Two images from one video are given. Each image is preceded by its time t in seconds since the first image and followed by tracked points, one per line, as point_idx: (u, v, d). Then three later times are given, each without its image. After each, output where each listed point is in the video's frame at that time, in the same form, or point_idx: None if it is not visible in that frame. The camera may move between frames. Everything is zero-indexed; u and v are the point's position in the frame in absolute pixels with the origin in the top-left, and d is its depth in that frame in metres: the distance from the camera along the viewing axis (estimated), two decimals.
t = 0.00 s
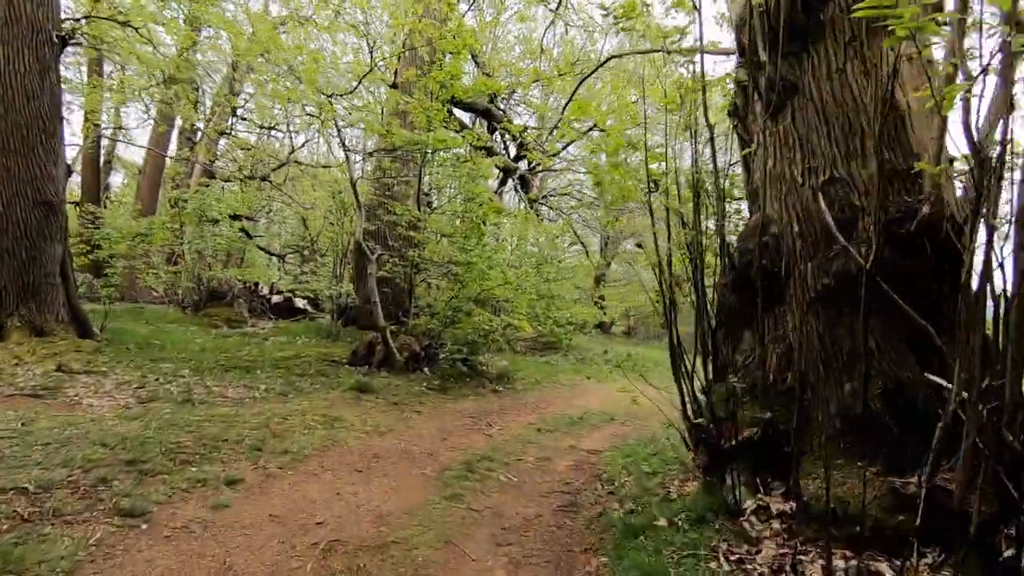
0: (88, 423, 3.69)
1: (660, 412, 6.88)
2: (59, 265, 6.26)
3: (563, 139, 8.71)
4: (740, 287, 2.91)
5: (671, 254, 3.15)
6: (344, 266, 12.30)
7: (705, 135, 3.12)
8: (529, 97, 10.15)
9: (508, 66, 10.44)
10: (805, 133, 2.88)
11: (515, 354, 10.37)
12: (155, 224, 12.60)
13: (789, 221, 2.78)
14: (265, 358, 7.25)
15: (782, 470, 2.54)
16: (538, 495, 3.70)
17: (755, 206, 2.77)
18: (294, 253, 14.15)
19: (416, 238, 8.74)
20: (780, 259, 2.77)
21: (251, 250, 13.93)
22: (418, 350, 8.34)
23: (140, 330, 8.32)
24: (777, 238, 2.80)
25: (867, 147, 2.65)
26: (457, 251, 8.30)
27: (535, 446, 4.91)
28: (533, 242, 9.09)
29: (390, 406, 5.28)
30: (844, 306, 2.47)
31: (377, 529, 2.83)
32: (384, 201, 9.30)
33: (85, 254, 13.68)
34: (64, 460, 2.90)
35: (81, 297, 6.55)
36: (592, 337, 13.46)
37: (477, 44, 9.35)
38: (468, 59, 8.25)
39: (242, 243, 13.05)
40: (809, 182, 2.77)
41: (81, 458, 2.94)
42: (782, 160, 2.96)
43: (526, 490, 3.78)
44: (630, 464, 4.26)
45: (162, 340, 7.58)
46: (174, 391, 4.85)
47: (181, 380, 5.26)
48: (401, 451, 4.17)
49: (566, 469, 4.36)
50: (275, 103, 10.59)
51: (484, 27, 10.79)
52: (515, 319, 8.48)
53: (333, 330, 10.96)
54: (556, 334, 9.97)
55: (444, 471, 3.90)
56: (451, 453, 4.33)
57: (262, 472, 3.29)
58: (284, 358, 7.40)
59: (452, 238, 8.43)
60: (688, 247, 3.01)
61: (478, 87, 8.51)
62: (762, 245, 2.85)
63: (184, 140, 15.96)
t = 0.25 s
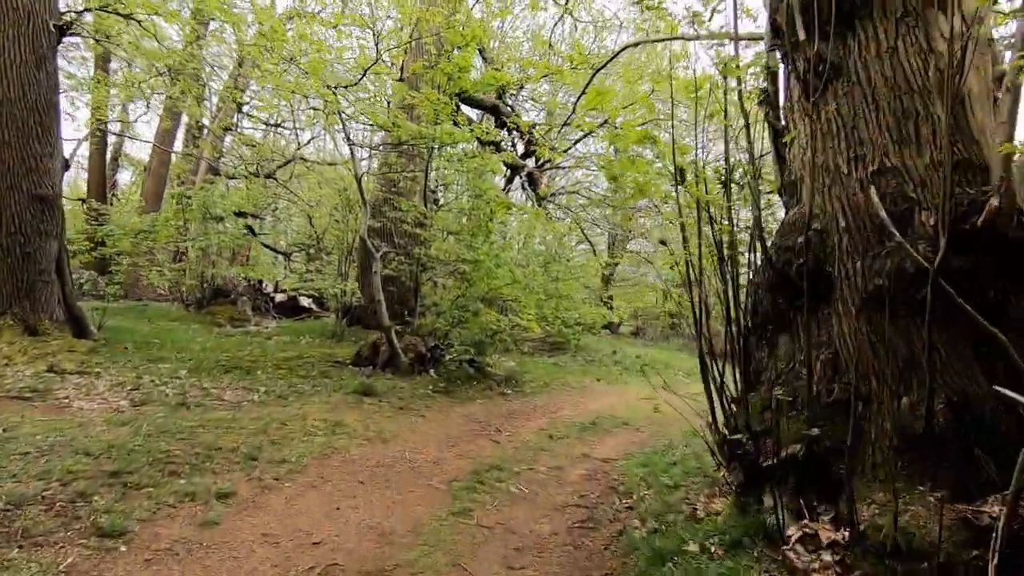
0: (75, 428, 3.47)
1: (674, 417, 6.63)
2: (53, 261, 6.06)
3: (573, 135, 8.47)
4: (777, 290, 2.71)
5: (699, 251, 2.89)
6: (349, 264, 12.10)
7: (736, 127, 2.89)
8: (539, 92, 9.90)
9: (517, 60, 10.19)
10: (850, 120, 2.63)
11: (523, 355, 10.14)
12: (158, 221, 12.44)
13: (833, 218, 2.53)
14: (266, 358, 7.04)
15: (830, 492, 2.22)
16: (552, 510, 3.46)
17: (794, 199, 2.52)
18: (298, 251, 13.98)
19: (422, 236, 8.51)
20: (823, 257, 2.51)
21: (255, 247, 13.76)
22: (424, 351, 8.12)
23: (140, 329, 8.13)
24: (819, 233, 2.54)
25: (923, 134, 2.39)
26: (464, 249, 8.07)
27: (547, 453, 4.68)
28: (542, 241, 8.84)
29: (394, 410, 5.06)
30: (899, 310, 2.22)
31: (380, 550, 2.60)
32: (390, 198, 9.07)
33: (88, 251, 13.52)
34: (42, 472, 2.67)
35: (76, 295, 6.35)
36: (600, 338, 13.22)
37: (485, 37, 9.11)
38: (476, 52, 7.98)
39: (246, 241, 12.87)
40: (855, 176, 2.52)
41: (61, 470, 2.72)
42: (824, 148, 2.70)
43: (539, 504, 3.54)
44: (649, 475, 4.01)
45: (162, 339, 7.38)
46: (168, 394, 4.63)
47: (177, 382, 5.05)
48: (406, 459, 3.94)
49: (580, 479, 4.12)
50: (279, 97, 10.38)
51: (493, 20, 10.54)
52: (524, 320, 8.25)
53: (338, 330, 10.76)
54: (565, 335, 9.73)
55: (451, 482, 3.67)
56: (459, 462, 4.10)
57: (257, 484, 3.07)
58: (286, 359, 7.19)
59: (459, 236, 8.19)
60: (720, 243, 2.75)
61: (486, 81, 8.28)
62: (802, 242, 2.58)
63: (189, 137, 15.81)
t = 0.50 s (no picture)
0: (55, 429, 3.27)
1: (685, 418, 6.40)
2: (41, 252, 5.85)
3: (580, 126, 8.18)
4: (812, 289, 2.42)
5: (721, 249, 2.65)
6: (350, 258, 11.89)
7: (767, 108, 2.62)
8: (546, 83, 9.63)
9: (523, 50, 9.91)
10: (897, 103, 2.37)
11: (527, 353, 9.92)
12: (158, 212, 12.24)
13: (880, 209, 2.27)
14: (264, 354, 6.84)
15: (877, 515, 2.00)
16: (560, 523, 3.24)
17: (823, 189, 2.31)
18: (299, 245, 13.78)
19: (424, 230, 8.28)
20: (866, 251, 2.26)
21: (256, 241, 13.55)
22: (426, 348, 7.90)
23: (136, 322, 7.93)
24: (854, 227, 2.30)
25: (983, 116, 2.13)
26: (468, 243, 7.84)
27: (554, 457, 4.46)
28: (548, 235, 8.60)
29: (394, 411, 4.84)
30: (960, 313, 1.95)
31: (376, 569, 2.39)
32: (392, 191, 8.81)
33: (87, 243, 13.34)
34: (12, 480, 2.46)
35: (68, 287, 6.15)
36: (605, 335, 12.98)
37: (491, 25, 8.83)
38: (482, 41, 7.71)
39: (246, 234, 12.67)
40: (905, 163, 2.26)
41: (32, 478, 2.51)
42: (866, 133, 2.45)
43: (547, 514, 3.33)
44: (663, 483, 3.79)
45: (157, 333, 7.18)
46: (158, 391, 4.43)
47: (169, 379, 4.85)
48: (406, 464, 3.73)
49: (590, 486, 3.90)
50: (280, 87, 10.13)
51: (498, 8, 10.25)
52: (529, 317, 8.02)
53: (339, 326, 10.56)
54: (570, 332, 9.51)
55: (454, 489, 3.46)
56: (462, 467, 3.89)
57: (246, 493, 2.86)
58: (285, 355, 6.99)
59: (463, 231, 7.96)
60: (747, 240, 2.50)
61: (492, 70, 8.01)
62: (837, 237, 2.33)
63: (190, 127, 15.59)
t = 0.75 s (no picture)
0: (23, 434, 3.01)
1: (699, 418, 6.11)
2: (25, 246, 5.59)
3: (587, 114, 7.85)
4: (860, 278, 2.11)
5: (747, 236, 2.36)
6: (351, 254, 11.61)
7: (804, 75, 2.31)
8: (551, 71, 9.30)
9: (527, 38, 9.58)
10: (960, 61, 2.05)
11: (532, 349, 9.62)
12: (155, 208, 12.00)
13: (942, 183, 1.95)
14: (259, 352, 6.58)
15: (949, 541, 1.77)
16: (571, 537, 2.96)
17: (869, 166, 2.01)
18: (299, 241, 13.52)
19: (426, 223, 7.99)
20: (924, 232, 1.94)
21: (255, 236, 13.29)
22: (427, 346, 7.62)
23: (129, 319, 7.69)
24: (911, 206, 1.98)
25: None
26: (470, 236, 7.54)
27: (563, 461, 4.18)
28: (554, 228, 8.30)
29: (393, 412, 4.57)
30: None
31: None
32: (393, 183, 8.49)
33: (85, 239, 13.11)
34: None
35: (53, 283, 5.89)
36: (612, 331, 12.67)
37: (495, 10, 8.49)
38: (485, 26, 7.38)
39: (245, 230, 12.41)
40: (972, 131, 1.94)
41: None
42: (923, 99, 2.13)
43: (557, 526, 3.05)
44: (682, 490, 3.50)
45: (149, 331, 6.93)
46: (142, 392, 4.17)
47: (156, 379, 4.58)
48: (404, 471, 3.46)
49: (603, 494, 3.62)
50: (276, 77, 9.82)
51: None
52: (534, 312, 7.73)
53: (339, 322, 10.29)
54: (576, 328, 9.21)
55: (456, 498, 3.19)
56: (465, 473, 3.61)
57: (226, 507, 2.59)
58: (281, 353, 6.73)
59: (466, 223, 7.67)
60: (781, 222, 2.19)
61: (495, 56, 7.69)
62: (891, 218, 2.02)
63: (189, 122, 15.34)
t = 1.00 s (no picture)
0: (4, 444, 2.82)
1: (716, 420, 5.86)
2: (18, 242, 5.41)
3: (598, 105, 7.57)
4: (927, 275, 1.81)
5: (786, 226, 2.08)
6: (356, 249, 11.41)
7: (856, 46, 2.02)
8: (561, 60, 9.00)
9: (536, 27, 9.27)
10: None
11: (541, 347, 9.39)
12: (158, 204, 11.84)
13: None
14: (261, 351, 6.39)
15: None
16: (590, 555, 2.74)
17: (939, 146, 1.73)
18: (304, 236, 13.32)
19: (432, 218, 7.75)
20: (1005, 221, 1.67)
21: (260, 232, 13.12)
22: (434, 344, 7.42)
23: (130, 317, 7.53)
24: (988, 192, 1.70)
25: None
26: (477, 231, 7.30)
27: (578, 468, 3.95)
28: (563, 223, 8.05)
29: (398, 415, 4.35)
30: None
31: None
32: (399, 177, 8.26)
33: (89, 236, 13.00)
34: None
35: (48, 279, 5.72)
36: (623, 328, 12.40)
37: None
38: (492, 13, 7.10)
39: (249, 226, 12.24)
40: None
41: None
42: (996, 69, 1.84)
43: (574, 543, 2.82)
44: (707, 503, 3.26)
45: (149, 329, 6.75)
46: (135, 395, 3.97)
47: (151, 381, 4.39)
48: (410, 481, 3.24)
49: (621, 505, 3.39)
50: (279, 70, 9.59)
51: None
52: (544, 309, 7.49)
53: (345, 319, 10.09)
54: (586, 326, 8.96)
55: (465, 512, 2.97)
56: (474, 483, 3.39)
57: (216, 525, 2.38)
58: (284, 352, 6.54)
59: (473, 218, 7.43)
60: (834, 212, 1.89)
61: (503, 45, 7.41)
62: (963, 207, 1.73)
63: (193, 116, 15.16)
